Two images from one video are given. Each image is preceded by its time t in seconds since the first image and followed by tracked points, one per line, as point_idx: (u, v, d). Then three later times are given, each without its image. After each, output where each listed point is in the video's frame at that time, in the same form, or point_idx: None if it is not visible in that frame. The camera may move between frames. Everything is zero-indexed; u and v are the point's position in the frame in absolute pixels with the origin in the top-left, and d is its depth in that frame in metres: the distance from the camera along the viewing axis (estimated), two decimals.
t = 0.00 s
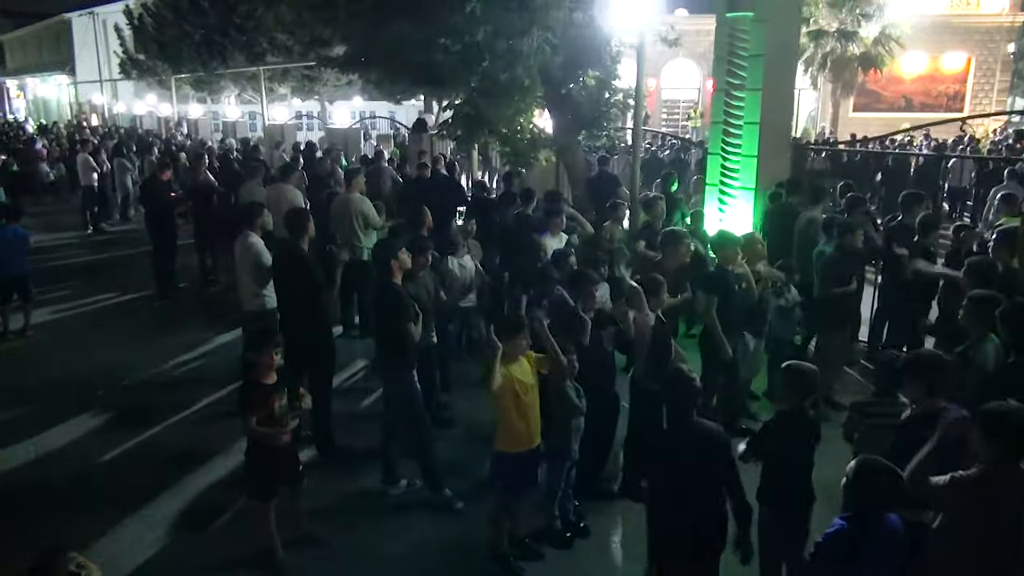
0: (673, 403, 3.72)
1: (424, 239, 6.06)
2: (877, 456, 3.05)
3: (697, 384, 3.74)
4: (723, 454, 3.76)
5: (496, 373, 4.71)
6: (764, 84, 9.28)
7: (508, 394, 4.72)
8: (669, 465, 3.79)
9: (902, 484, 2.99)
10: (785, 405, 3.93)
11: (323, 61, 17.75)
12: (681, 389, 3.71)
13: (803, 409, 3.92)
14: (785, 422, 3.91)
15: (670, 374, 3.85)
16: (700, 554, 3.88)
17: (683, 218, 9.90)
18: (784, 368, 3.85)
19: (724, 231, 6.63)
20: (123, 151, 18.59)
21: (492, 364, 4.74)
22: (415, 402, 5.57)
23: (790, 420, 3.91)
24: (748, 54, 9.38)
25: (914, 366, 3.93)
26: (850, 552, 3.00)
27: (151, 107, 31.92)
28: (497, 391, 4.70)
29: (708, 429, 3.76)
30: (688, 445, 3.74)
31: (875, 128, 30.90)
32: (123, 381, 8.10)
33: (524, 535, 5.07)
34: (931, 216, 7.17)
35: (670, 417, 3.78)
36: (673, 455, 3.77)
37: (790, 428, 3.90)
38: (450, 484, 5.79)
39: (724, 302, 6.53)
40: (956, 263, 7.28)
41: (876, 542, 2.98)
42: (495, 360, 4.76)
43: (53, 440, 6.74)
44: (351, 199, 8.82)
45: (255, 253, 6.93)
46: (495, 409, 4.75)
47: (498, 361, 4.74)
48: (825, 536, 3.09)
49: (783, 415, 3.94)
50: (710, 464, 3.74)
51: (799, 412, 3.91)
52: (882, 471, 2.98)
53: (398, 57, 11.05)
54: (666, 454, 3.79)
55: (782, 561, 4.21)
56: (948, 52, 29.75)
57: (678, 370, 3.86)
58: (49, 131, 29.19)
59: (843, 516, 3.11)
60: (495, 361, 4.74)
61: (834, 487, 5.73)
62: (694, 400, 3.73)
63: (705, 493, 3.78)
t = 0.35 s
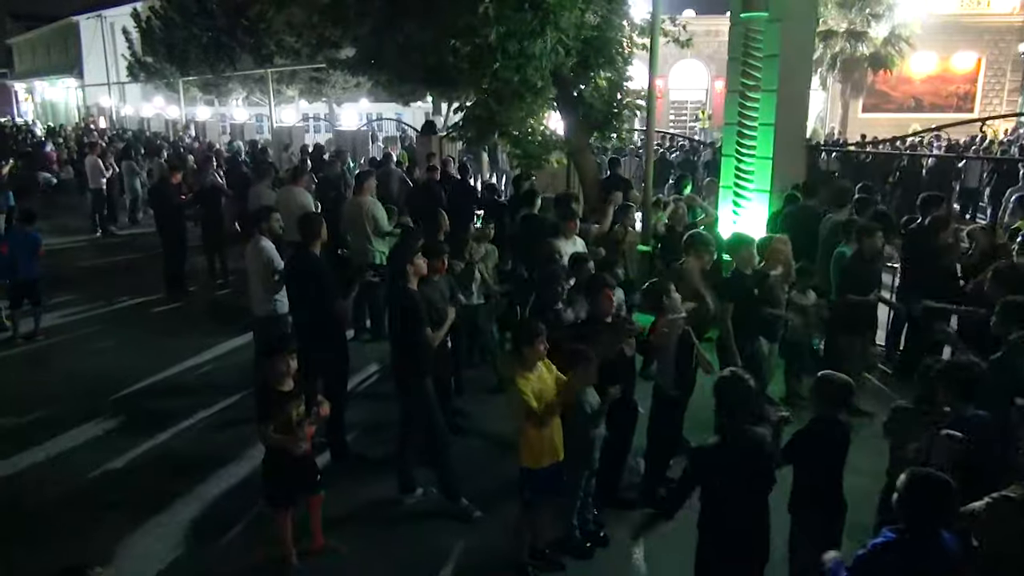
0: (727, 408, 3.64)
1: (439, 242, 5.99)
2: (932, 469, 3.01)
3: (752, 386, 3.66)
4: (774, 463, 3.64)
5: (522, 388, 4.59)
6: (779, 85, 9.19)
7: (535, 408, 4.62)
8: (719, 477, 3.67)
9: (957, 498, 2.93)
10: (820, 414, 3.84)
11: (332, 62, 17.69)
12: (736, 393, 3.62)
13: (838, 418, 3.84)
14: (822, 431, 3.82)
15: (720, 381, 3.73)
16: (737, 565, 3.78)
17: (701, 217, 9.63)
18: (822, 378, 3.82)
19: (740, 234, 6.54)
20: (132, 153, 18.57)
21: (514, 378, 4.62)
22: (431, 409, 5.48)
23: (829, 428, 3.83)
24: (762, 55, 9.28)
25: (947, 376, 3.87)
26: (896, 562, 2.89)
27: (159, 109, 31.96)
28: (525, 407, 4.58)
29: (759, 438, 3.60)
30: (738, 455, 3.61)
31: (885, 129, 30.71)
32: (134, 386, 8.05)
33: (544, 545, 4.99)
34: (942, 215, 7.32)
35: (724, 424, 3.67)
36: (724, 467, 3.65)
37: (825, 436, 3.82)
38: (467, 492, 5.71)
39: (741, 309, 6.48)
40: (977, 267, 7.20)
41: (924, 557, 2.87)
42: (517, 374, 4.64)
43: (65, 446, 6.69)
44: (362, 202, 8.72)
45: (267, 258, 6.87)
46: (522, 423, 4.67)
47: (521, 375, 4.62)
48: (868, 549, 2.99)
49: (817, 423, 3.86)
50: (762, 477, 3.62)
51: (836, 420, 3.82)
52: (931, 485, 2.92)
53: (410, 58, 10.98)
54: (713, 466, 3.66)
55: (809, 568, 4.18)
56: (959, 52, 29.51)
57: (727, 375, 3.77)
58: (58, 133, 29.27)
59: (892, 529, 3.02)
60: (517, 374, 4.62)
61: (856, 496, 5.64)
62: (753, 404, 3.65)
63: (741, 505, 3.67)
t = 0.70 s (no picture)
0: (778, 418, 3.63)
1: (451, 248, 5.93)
2: (974, 493, 3.05)
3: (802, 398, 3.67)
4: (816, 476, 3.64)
5: (536, 394, 4.52)
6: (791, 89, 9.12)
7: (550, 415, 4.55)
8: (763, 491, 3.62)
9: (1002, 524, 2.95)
10: (847, 425, 3.86)
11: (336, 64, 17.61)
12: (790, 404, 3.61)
13: (866, 427, 3.85)
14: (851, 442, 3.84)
15: (771, 393, 3.72)
16: None
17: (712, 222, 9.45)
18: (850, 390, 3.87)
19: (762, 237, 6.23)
20: (136, 155, 18.51)
21: (529, 383, 4.55)
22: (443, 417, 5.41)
23: (857, 438, 3.85)
24: (773, 59, 9.22)
25: (981, 387, 3.80)
26: None
27: (163, 111, 31.92)
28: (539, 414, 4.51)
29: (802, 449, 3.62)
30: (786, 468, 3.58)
31: (890, 132, 30.57)
32: (140, 391, 7.97)
33: (559, 556, 4.92)
34: (957, 221, 7.22)
35: (770, 435, 3.66)
36: (771, 480, 3.60)
37: (851, 446, 3.84)
38: (480, 500, 5.64)
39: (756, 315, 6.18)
40: (993, 274, 7.14)
41: None
42: (533, 379, 4.57)
43: (70, 451, 6.61)
44: (368, 205, 8.66)
45: (275, 262, 6.79)
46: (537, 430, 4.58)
47: (537, 381, 4.55)
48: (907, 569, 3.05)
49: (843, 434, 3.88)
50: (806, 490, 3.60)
51: (865, 432, 3.84)
52: (976, 509, 2.95)
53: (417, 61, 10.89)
54: (759, 476, 3.63)
55: None
56: (965, 55, 29.32)
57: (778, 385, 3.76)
58: (62, 135, 29.25)
59: (931, 552, 3.05)
60: (532, 379, 4.55)
61: (873, 507, 5.55)
62: (804, 417, 3.67)
63: (778, 519, 3.63)
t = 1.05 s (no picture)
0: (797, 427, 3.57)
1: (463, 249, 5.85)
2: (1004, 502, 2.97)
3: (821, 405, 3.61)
4: (841, 484, 3.59)
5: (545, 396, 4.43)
6: (804, 90, 9.02)
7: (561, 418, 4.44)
8: (790, 502, 3.54)
9: None
10: (869, 430, 3.82)
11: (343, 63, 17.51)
12: (809, 411, 3.57)
13: (888, 436, 3.80)
14: (872, 449, 3.77)
15: (789, 400, 3.67)
16: None
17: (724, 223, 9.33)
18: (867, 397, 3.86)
19: (785, 237, 6.03)
20: (141, 153, 18.45)
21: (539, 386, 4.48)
22: (454, 421, 5.33)
23: (877, 443, 3.79)
24: (787, 59, 9.12)
25: (1010, 399, 3.65)
26: None
27: (169, 109, 31.91)
28: (548, 415, 4.40)
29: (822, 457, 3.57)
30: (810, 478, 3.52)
31: (898, 133, 30.37)
32: (145, 391, 7.90)
33: (572, 563, 4.83)
34: (977, 228, 7.24)
35: (791, 443, 3.60)
36: (795, 490, 3.53)
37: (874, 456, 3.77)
38: (490, 505, 5.56)
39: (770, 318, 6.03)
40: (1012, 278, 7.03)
41: None
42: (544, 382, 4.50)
43: (75, 453, 6.54)
44: (378, 205, 8.61)
45: (284, 263, 6.71)
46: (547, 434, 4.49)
47: (547, 384, 4.47)
48: None
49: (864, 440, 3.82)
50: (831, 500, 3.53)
51: (883, 436, 3.80)
52: (1009, 518, 2.87)
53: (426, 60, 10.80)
54: (780, 486, 3.57)
55: None
56: (974, 56, 29.09)
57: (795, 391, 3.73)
58: (69, 132, 29.26)
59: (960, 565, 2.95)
60: (542, 382, 4.48)
61: (892, 516, 5.45)
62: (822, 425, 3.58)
63: (801, 530, 3.55)
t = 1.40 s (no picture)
0: (776, 435, 3.44)
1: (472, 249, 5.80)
2: None
3: (800, 410, 3.48)
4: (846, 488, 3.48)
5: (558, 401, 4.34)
6: (813, 88, 8.94)
7: (574, 422, 4.39)
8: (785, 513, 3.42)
9: None
10: (887, 437, 3.70)
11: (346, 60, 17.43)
12: (783, 418, 3.44)
13: (908, 442, 3.72)
14: (888, 455, 3.69)
15: (771, 405, 3.55)
16: None
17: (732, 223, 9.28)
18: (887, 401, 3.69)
19: (795, 243, 5.96)
20: (144, 149, 18.38)
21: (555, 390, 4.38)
22: (464, 423, 5.26)
23: (894, 451, 3.70)
24: (796, 58, 9.06)
25: None
26: None
27: (170, 105, 31.83)
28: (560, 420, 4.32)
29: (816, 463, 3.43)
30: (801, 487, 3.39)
31: (901, 133, 30.27)
32: (150, 390, 7.84)
33: (583, 567, 4.78)
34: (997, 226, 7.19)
35: (776, 453, 3.46)
36: (790, 500, 3.41)
37: (893, 463, 3.70)
38: (499, 507, 5.50)
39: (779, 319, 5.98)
40: None
41: None
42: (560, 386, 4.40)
43: (80, 453, 6.48)
44: (384, 202, 8.57)
45: (290, 261, 6.65)
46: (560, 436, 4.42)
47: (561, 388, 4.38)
48: None
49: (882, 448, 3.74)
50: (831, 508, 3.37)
51: (904, 443, 3.71)
52: None
53: (432, 57, 10.73)
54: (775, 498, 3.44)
55: None
56: (978, 56, 28.98)
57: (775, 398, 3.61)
58: (70, 127, 29.17)
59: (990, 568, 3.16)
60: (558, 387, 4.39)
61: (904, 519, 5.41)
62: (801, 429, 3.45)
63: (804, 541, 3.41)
